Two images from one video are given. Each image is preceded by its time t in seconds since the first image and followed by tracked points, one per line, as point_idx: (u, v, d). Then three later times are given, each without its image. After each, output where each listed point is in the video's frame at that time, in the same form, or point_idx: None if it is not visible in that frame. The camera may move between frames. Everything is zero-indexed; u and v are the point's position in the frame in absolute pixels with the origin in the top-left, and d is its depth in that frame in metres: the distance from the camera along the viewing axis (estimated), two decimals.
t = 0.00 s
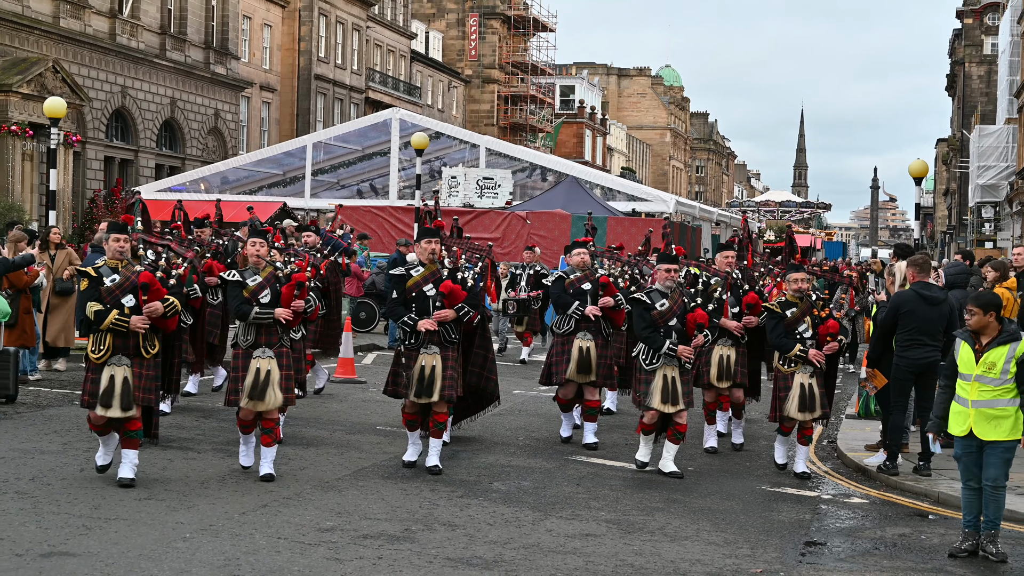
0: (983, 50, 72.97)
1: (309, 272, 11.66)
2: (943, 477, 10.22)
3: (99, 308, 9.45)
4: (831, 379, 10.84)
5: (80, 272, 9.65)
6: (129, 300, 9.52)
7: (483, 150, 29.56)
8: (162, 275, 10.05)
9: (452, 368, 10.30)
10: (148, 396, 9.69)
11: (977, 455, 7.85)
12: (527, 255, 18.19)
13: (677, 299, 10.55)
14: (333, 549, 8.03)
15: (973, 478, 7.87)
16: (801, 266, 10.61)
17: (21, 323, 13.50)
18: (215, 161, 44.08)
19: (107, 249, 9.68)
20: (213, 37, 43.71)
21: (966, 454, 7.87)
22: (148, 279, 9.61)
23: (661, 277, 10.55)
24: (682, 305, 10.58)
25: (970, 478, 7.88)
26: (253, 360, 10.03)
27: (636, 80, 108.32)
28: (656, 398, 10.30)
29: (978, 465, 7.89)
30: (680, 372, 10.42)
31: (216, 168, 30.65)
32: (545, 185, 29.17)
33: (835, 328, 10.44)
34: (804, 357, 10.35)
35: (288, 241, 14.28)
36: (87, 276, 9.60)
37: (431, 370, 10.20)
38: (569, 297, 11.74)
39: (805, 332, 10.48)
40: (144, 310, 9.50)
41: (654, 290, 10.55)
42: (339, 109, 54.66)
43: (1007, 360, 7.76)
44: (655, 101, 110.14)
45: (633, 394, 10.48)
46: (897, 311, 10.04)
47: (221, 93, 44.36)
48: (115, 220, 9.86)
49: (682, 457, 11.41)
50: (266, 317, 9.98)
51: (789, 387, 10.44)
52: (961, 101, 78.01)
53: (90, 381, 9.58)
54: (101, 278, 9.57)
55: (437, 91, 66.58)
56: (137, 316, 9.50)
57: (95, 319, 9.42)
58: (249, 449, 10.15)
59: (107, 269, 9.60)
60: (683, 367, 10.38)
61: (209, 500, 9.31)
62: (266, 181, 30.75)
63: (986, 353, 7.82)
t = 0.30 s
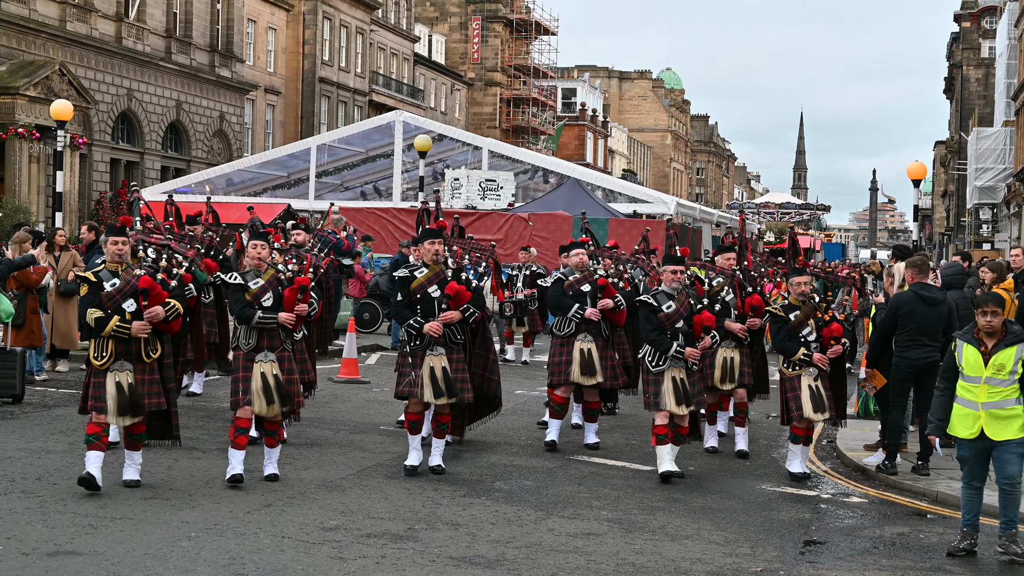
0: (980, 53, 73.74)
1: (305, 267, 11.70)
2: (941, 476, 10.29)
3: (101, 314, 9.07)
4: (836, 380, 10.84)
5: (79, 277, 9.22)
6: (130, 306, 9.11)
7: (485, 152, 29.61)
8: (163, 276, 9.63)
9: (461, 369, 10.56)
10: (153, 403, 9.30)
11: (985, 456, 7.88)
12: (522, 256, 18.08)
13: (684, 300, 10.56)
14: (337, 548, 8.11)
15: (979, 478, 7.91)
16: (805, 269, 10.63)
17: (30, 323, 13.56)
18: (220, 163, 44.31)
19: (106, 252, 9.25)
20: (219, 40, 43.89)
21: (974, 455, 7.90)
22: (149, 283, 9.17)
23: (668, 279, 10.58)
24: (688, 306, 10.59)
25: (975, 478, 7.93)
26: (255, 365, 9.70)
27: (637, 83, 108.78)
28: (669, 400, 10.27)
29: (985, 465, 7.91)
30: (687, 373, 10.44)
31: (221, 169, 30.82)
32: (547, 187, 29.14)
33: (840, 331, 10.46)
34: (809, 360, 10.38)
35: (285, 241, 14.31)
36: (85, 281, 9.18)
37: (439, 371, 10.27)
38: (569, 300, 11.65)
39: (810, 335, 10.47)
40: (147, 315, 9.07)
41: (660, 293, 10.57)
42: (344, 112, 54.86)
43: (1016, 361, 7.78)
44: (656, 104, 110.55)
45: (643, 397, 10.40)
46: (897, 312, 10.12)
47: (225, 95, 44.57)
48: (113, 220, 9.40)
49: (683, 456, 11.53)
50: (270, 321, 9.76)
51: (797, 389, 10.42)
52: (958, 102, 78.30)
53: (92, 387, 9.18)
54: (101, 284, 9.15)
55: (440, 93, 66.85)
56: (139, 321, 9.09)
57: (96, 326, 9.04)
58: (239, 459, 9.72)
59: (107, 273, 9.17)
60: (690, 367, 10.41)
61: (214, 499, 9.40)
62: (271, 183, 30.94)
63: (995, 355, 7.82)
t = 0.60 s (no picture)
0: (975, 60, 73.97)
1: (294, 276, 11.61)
2: (936, 478, 10.42)
3: (91, 319, 8.79)
4: (834, 383, 10.96)
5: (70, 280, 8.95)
6: (123, 311, 8.88)
7: (486, 158, 29.58)
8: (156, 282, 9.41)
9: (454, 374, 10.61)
10: (146, 409, 9.07)
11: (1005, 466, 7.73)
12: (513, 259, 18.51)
13: (686, 304, 10.58)
14: (341, 548, 8.24)
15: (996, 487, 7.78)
16: (804, 274, 10.74)
17: (38, 326, 13.74)
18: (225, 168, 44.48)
19: (98, 255, 8.99)
20: (224, 48, 44.12)
21: (996, 465, 7.74)
22: (142, 289, 8.93)
23: (669, 284, 10.55)
24: (690, 310, 10.59)
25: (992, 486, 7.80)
26: (248, 369, 9.59)
27: (636, 89, 109.07)
28: (669, 405, 10.32)
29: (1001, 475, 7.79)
30: (691, 378, 10.43)
31: (226, 175, 30.95)
32: (547, 192, 29.31)
33: (840, 334, 10.55)
34: (810, 363, 10.44)
35: (278, 247, 14.21)
36: (76, 284, 8.89)
37: (437, 377, 10.36)
38: (559, 304, 11.86)
39: (809, 338, 10.59)
40: (139, 322, 8.87)
41: (663, 297, 10.59)
42: (347, 118, 55.07)
43: None
44: (655, 110, 110.89)
45: (643, 402, 10.48)
46: (896, 315, 10.24)
47: (230, 102, 44.75)
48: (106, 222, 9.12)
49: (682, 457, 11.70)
50: (264, 327, 9.54)
51: (796, 393, 10.54)
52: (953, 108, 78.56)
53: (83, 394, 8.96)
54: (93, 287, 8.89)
55: (442, 100, 67.08)
56: (132, 327, 8.87)
57: (87, 331, 8.75)
58: (242, 469, 9.75)
59: (99, 277, 8.92)
60: (693, 372, 10.40)
61: (219, 500, 9.55)
62: (275, 188, 31.10)
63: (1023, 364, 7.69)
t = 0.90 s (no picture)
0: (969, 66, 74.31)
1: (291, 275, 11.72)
2: (930, 476, 10.60)
3: (97, 319, 8.76)
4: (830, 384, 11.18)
5: (75, 279, 8.92)
6: (128, 311, 8.84)
7: (489, 162, 30.04)
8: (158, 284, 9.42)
9: (457, 375, 10.69)
10: (149, 412, 8.96)
11: None
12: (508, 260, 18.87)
13: (692, 306, 10.67)
14: (346, 545, 8.45)
15: None
16: (806, 275, 10.86)
17: (49, 326, 13.93)
18: (233, 172, 44.76)
19: (104, 254, 8.97)
20: (232, 54, 44.36)
21: None
22: (148, 289, 8.91)
23: (675, 285, 10.63)
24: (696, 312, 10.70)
25: None
26: (249, 369, 9.68)
27: (636, 95, 109.29)
28: (670, 405, 10.45)
29: None
30: (696, 379, 10.55)
31: (234, 179, 31.28)
32: (549, 196, 29.73)
33: (841, 336, 10.76)
34: (812, 364, 10.64)
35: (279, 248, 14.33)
36: (80, 284, 8.88)
37: (436, 376, 10.57)
38: (560, 306, 12.00)
39: (811, 339, 10.76)
40: (145, 321, 8.79)
41: (669, 297, 10.66)
42: (352, 123, 55.35)
43: None
44: (654, 115, 111.22)
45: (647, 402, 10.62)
46: (890, 317, 10.41)
47: (237, 107, 44.99)
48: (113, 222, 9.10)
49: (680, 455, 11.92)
50: (268, 327, 9.66)
51: (795, 393, 10.72)
52: (946, 114, 78.95)
53: (85, 395, 8.88)
54: (98, 286, 8.87)
55: (445, 105, 67.28)
56: (137, 327, 8.79)
57: (92, 331, 8.71)
58: (249, 468, 10.01)
59: (105, 276, 8.89)
60: (698, 373, 10.52)
61: (227, 497, 9.77)
62: (282, 191, 31.37)
63: None
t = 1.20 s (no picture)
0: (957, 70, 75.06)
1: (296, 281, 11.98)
2: (918, 470, 10.83)
3: (107, 323, 8.95)
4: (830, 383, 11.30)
5: (86, 284, 9.16)
6: (139, 316, 9.02)
7: (488, 164, 30.33)
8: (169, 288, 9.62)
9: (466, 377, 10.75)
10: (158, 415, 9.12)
11: None
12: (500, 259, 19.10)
13: (700, 307, 10.81)
14: (348, 538, 8.68)
15: None
16: (809, 275, 10.92)
17: (58, 325, 14.16)
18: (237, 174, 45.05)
19: (116, 260, 9.17)
20: (237, 58, 44.66)
21: None
22: (159, 292, 9.10)
23: (685, 286, 10.74)
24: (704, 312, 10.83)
25: None
26: (255, 373, 9.89)
27: (632, 98, 109.65)
28: (678, 406, 10.60)
29: None
30: (703, 380, 10.70)
31: (239, 181, 31.67)
32: (547, 197, 30.22)
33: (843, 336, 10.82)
34: (816, 363, 10.70)
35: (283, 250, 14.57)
36: (93, 288, 9.12)
37: (447, 377, 10.61)
38: (567, 306, 12.17)
39: (814, 339, 10.78)
40: (156, 325, 8.96)
41: (677, 299, 10.80)
42: (355, 126, 55.66)
43: None
44: (650, 118, 111.72)
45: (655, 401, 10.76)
46: (876, 315, 10.65)
47: (243, 110, 45.26)
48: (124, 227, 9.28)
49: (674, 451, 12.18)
50: (274, 330, 9.86)
51: (798, 393, 10.76)
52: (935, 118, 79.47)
53: (97, 399, 9.07)
54: (110, 291, 9.09)
55: (445, 109, 67.55)
56: (148, 331, 8.96)
57: (103, 334, 8.90)
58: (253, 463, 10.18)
59: (116, 281, 9.13)
60: (705, 374, 10.68)
61: (232, 491, 10.02)
62: (286, 193, 31.74)
63: None
